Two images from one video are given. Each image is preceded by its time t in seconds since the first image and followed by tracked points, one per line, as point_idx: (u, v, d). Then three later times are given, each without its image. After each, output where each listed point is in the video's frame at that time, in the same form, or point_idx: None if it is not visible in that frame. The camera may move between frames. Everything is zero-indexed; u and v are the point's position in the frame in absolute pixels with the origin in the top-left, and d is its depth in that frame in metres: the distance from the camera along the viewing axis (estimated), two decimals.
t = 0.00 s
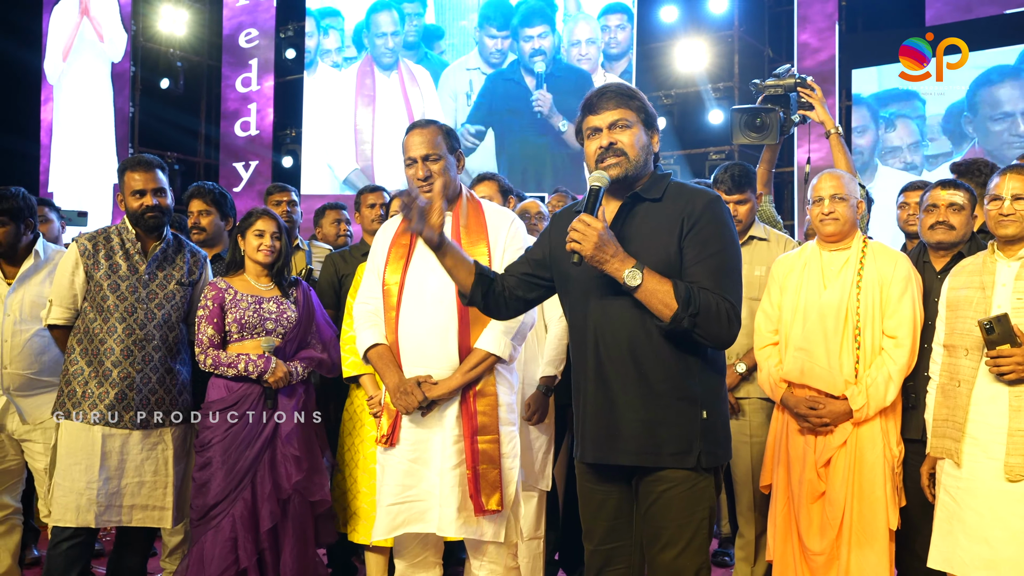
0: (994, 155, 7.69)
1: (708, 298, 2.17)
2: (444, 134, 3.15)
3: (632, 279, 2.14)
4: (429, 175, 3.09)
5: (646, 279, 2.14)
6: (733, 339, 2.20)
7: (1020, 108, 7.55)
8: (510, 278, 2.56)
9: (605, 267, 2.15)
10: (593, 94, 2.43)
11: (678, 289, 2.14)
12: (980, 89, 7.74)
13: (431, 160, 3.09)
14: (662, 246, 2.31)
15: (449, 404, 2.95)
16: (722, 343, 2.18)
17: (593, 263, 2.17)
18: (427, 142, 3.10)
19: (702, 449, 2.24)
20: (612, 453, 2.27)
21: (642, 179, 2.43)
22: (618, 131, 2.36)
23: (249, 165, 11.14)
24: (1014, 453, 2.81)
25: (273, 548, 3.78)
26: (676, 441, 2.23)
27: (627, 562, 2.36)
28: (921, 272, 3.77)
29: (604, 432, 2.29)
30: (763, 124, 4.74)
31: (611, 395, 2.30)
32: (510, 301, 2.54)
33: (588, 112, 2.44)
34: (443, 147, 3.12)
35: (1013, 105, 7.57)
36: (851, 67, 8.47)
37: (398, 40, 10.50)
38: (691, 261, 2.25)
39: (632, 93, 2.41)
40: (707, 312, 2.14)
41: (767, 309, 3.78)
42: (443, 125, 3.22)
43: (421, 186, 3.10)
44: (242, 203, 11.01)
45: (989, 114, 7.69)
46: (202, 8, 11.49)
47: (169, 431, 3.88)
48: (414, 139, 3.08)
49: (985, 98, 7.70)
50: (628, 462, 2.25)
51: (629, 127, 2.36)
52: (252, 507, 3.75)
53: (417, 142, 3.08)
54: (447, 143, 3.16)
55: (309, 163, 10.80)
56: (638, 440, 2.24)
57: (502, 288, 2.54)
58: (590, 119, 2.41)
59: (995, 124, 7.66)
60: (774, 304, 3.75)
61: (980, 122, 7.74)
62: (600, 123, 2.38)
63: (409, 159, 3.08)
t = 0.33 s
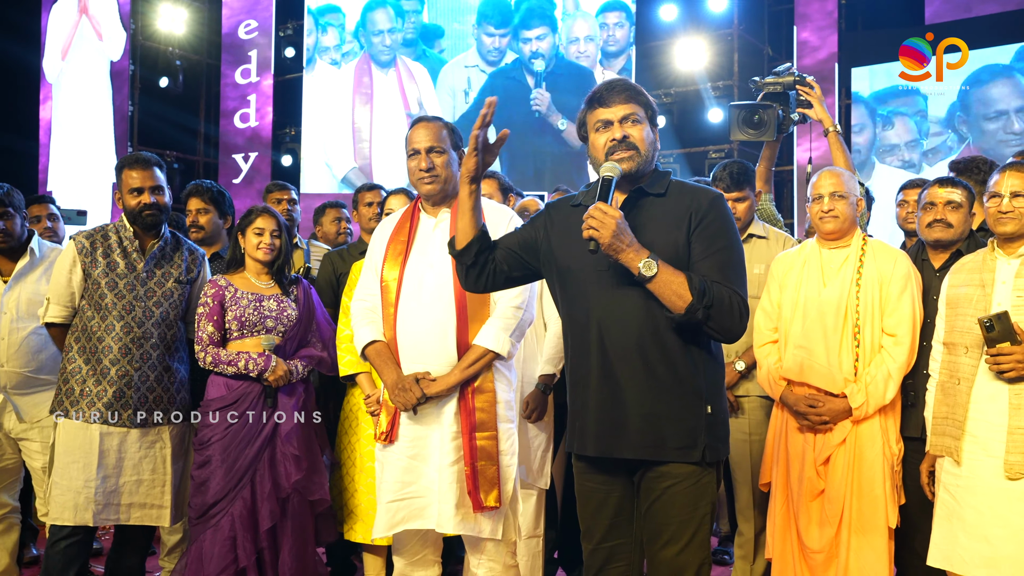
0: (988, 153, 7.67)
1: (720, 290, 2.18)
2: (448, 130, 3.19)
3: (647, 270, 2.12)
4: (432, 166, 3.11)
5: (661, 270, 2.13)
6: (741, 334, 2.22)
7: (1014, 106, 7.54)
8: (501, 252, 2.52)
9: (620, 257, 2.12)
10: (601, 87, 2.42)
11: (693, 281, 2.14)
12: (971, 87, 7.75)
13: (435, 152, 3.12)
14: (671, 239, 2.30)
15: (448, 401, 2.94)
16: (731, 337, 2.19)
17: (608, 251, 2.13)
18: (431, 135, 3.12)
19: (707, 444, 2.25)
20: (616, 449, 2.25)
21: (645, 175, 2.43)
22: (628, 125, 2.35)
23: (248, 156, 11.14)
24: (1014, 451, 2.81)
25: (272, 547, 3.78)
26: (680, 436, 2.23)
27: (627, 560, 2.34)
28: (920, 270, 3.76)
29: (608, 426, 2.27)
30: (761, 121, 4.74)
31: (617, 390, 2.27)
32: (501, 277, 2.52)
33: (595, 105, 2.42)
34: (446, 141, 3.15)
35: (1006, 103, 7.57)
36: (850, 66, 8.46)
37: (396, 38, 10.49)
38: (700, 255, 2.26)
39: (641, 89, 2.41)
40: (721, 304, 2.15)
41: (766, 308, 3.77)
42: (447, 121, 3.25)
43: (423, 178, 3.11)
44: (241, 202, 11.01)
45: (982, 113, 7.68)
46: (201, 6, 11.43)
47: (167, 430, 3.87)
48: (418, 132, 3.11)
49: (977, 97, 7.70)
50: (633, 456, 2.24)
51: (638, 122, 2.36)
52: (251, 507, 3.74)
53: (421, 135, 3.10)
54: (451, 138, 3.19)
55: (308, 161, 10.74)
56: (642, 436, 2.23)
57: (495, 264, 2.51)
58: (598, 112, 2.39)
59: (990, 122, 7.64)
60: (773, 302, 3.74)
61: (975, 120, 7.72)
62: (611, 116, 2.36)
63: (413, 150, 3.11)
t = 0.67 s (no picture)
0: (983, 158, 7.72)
1: (728, 293, 2.20)
2: (453, 130, 3.19)
3: (659, 270, 2.12)
4: (436, 166, 3.11)
5: (671, 272, 2.14)
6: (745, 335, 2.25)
7: (1008, 111, 7.56)
8: (501, 251, 2.51)
9: (632, 257, 2.11)
10: (604, 87, 2.40)
11: (703, 284, 2.15)
12: (966, 91, 7.78)
13: (439, 152, 3.11)
14: (675, 241, 2.30)
15: (447, 399, 2.95)
16: (736, 338, 2.22)
17: (620, 252, 2.12)
18: (436, 135, 3.12)
19: (708, 441, 2.26)
20: (618, 448, 2.25)
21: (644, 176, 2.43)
22: (633, 126, 2.34)
23: (248, 152, 11.15)
24: (1013, 451, 2.81)
25: (271, 547, 3.77)
26: (682, 434, 2.24)
27: (623, 560, 2.34)
28: (920, 271, 3.76)
29: (611, 425, 2.26)
30: (759, 124, 4.73)
31: (619, 389, 2.27)
32: (501, 276, 2.51)
33: (596, 106, 2.40)
34: (450, 141, 3.15)
35: (1000, 108, 7.59)
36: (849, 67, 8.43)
37: (394, 40, 10.51)
38: (704, 257, 2.27)
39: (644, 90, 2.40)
40: (729, 306, 2.17)
41: (765, 308, 3.77)
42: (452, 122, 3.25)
43: (427, 177, 3.11)
44: (240, 202, 11.01)
45: (977, 118, 7.72)
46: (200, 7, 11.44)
47: (166, 430, 3.87)
48: (422, 132, 3.11)
49: (972, 102, 7.74)
50: (635, 455, 2.24)
51: (641, 123, 2.35)
52: (250, 508, 3.73)
53: (426, 135, 3.10)
54: (456, 139, 3.19)
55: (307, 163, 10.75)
56: (645, 434, 2.23)
57: (495, 263, 2.50)
58: (602, 112, 2.37)
59: (984, 127, 7.68)
60: (773, 302, 3.74)
61: (969, 126, 7.76)
62: (607, 119, 2.34)
63: (417, 150, 3.11)
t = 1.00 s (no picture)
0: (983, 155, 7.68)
1: (731, 297, 2.21)
2: (455, 132, 3.18)
3: (664, 276, 2.11)
4: (441, 170, 3.10)
5: (677, 277, 2.13)
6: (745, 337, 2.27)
7: (1008, 106, 7.57)
8: (502, 258, 2.50)
9: (638, 264, 2.10)
10: (601, 91, 2.38)
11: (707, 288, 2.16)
12: (965, 89, 7.80)
13: (444, 157, 3.11)
14: (677, 245, 2.31)
15: (448, 401, 2.94)
16: (738, 342, 2.24)
17: (627, 259, 2.10)
18: (439, 138, 3.11)
19: (711, 440, 2.27)
20: (619, 450, 2.25)
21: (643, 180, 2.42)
22: (635, 132, 2.33)
23: (248, 144, 11.15)
24: (1014, 452, 2.80)
25: (271, 548, 3.77)
26: (684, 435, 2.25)
27: (623, 560, 2.34)
28: (922, 272, 3.76)
29: (613, 428, 2.26)
30: (756, 126, 4.76)
31: (622, 391, 2.27)
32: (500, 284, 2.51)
33: (594, 112, 2.38)
34: (453, 144, 3.15)
35: (999, 104, 7.60)
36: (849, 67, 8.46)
37: (394, 39, 10.54)
38: (705, 261, 2.28)
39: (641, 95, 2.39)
40: (732, 310, 2.18)
41: (765, 309, 3.77)
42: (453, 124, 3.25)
43: (431, 181, 3.10)
44: (240, 203, 11.01)
45: (976, 114, 7.73)
46: (201, 7, 11.46)
47: (167, 431, 3.87)
48: (425, 135, 3.10)
49: (971, 98, 7.75)
50: (636, 457, 2.25)
51: (641, 129, 2.35)
52: (250, 509, 3.73)
53: (429, 138, 3.09)
54: (458, 141, 3.18)
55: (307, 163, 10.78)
56: (648, 436, 2.24)
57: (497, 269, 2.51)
58: (600, 119, 2.35)
59: (984, 123, 7.69)
60: (773, 303, 3.74)
61: (968, 122, 7.76)
62: (608, 126, 2.33)
63: (421, 153, 3.09)
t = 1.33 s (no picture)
0: (980, 152, 7.73)
1: (717, 302, 2.20)
2: (455, 133, 3.18)
3: (647, 282, 2.11)
4: (442, 172, 3.09)
5: (661, 283, 2.12)
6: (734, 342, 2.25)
7: (1003, 101, 7.59)
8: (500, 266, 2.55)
9: (622, 270, 2.10)
10: (597, 96, 2.39)
11: (692, 294, 2.15)
12: (960, 88, 7.86)
13: (445, 158, 3.09)
14: (667, 249, 2.31)
15: (449, 402, 2.94)
16: (725, 347, 2.22)
17: (611, 265, 2.11)
18: (440, 139, 3.10)
19: (699, 440, 2.26)
20: (610, 450, 2.26)
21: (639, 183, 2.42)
22: (623, 138, 2.33)
23: (247, 140, 11.13)
24: (1012, 453, 2.80)
25: (269, 548, 3.77)
26: (674, 435, 2.25)
27: (619, 560, 2.34)
28: (922, 272, 3.76)
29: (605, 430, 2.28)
30: (753, 127, 4.77)
31: (614, 392, 2.28)
32: (522, 322, 2.49)
33: (590, 115, 2.39)
34: (454, 145, 3.14)
35: (995, 98, 7.63)
36: (848, 66, 8.44)
37: (390, 38, 10.55)
38: (695, 264, 2.27)
39: (636, 98, 2.38)
40: (718, 316, 2.17)
41: (763, 309, 3.78)
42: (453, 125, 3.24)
43: (432, 183, 3.09)
44: (238, 203, 11.02)
45: (972, 108, 7.76)
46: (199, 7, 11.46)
47: (166, 431, 3.87)
48: (427, 136, 3.09)
49: (966, 94, 7.80)
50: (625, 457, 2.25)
51: (633, 135, 2.34)
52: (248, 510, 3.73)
53: (429, 139, 3.08)
54: (458, 142, 3.17)
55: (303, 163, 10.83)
56: (632, 439, 2.24)
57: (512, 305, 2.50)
58: (593, 123, 2.37)
59: (979, 117, 7.72)
60: (771, 303, 3.75)
61: (964, 117, 7.81)
62: (602, 127, 2.34)
63: (422, 155, 3.08)
